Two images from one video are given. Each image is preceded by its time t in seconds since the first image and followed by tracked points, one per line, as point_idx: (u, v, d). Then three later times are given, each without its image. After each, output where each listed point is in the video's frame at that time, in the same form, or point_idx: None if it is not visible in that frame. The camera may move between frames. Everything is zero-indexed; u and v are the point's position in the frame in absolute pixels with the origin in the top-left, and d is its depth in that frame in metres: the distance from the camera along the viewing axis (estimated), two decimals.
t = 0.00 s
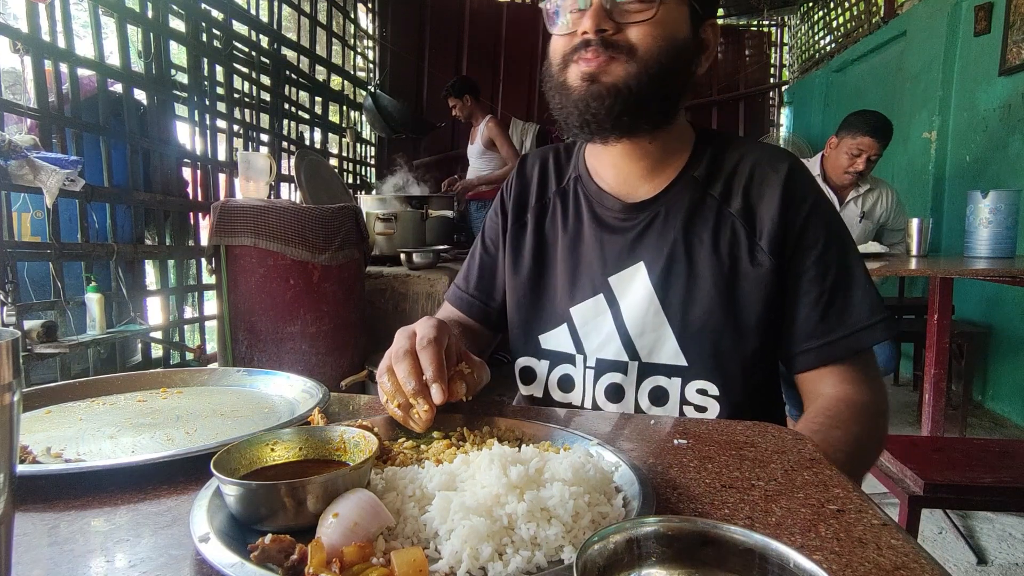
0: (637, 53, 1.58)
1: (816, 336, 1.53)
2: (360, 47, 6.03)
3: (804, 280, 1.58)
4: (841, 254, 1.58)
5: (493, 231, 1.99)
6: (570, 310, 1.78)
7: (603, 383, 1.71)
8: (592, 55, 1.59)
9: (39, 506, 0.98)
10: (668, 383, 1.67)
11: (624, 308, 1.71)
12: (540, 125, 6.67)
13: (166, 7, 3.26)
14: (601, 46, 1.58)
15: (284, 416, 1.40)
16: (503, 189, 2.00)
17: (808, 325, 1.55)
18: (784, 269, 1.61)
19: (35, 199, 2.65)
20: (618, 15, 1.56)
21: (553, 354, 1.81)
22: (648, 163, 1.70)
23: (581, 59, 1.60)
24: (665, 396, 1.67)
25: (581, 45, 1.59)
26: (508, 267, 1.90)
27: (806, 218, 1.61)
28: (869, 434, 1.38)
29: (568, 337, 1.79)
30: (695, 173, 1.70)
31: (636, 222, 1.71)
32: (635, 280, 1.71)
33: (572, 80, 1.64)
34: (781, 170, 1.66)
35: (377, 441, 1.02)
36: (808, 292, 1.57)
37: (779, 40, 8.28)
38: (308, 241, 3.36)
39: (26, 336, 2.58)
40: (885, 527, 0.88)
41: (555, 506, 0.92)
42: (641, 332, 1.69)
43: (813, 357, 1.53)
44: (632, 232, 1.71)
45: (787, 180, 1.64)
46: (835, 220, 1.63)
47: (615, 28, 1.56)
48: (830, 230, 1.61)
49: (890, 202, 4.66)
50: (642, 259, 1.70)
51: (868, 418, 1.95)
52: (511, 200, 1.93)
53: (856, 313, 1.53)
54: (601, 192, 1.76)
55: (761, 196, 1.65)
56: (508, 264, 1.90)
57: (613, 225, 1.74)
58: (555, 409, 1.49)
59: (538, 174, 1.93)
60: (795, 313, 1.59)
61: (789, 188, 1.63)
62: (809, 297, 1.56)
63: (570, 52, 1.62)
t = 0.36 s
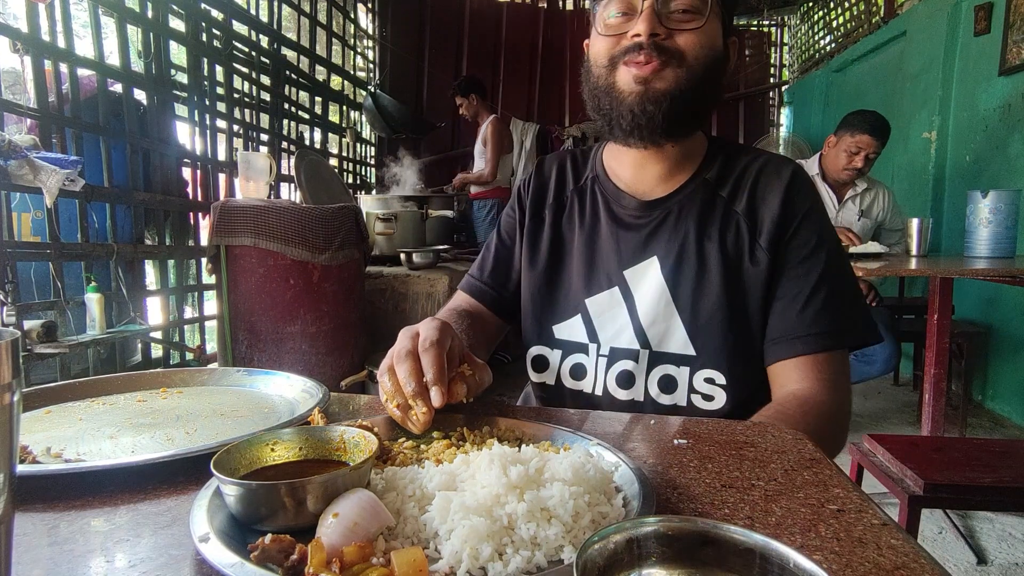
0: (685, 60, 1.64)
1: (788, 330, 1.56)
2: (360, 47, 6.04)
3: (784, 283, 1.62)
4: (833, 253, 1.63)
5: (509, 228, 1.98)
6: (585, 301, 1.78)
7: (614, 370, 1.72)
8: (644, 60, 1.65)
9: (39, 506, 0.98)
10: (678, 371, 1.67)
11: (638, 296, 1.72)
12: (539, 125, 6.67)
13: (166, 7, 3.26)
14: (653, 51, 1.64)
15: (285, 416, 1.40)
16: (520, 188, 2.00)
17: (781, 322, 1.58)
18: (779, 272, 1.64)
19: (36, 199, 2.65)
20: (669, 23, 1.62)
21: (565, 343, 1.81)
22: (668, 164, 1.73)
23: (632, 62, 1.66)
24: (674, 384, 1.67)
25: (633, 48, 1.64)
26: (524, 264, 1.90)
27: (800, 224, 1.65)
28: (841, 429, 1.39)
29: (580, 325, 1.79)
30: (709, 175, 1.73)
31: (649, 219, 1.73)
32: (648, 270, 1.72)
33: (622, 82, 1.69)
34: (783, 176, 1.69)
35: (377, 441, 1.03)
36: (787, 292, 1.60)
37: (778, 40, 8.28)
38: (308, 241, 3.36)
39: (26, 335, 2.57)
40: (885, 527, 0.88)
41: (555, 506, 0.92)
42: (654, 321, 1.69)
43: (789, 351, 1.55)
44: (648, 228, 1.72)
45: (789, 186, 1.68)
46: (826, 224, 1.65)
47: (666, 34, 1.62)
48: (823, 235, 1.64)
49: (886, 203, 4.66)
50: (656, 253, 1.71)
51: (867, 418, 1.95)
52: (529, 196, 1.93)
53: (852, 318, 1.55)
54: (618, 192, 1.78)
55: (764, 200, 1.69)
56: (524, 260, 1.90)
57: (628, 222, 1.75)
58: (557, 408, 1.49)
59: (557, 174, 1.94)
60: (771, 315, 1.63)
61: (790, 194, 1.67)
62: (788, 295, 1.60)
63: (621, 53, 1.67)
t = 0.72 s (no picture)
0: (686, 65, 1.66)
1: (763, 329, 1.57)
2: (360, 47, 6.03)
3: (766, 282, 1.62)
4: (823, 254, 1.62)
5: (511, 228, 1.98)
6: (583, 298, 1.79)
7: (612, 368, 1.73)
8: (644, 65, 1.66)
9: (39, 506, 0.98)
10: (675, 368, 1.68)
11: (635, 294, 1.73)
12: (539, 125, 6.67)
13: (166, 7, 3.26)
14: (653, 58, 1.65)
15: (285, 416, 1.40)
16: (520, 187, 2.00)
17: (761, 320, 1.58)
18: (762, 272, 1.64)
19: (36, 199, 2.65)
20: (670, 29, 1.63)
21: (565, 340, 1.82)
22: (665, 164, 1.73)
23: (632, 66, 1.67)
24: (671, 382, 1.68)
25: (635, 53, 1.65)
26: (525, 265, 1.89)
27: (789, 224, 1.64)
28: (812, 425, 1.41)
29: (578, 322, 1.80)
30: (705, 175, 1.73)
31: (645, 219, 1.73)
32: (645, 268, 1.72)
33: (620, 85, 1.70)
34: (778, 176, 1.69)
35: (377, 441, 1.02)
36: (769, 291, 1.60)
37: (778, 40, 8.28)
38: (308, 241, 3.36)
39: (26, 335, 2.57)
40: (884, 527, 0.88)
41: (555, 506, 0.92)
42: (650, 319, 1.70)
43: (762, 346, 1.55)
44: (642, 228, 1.72)
45: (782, 187, 1.67)
46: (816, 223, 1.65)
47: (667, 41, 1.63)
48: (813, 234, 1.63)
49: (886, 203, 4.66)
50: (651, 252, 1.72)
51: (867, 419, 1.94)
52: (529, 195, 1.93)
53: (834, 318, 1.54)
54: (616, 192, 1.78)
55: (756, 200, 1.69)
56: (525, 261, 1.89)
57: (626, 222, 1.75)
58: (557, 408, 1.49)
59: (557, 173, 1.94)
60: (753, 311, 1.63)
61: (783, 195, 1.66)
62: (768, 294, 1.60)
63: (621, 58, 1.68)
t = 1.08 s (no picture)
0: (664, 74, 1.63)
1: (751, 343, 1.54)
2: (360, 47, 6.03)
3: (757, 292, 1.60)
4: (818, 258, 1.58)
5: (499, 230, 2.00)
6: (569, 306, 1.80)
7: (601, 379, 1.74)
8: (621, 75, 1.64)
9: (39, 506, 0.98)
10: (665, 380, 1.69)
11: (622, 305, 1.73)
12: (540, 125, 6.67)
13: (166, 7, 3.26)
14: (629, 67, 1.63)
15: (285, 416, 1.40)
16: (510, 187, 2.02)
17: (749, 333, 1.56)
18: (752, 284, 1.63)
19: (36, 199, 2.65)
20: (647, 35, 1.60)
21: (555, 348, 1.84)
22: (654, 166, 1.72)
23: (608, 75, 1.65)
24: (662, 394, 1.70)
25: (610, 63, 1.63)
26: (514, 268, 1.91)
27: (782, 231, 1.61)
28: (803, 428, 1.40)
29: (567, 332, 1.81)
30: (694, 178, 1.72)
31: (634, 225, 1.73)
32: (631, 279, 1.73)
33: (598, 96, 1.68)
34: (770, 183, 1.66)
35: (376, 441, 1.02)
36: (760, 302, 1.58)
37: (778, 40, 8.29)
38: (308, 241, 3.36)
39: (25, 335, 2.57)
40: (884, 527, 0.88)
41: (554, 506, 0.92)
42: (638, 330, 1.71)
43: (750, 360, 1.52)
44: (630, 235, 1.73)
45: (773, 194, 1.64)
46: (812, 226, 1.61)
47: (644, 48, 1.61)
48: (808, 239, 1.59)
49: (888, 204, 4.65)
50: (637, 261, 1.72)
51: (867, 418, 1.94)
52: (518, 198, 1.95)
53: (825, 326, 1.51)
54: (602, 196, 1.78)
55: (746, 208, 1.67)
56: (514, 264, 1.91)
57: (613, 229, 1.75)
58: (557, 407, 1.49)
59: (545, 173, 1.95)
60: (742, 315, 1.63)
61: (775, 203, 1.63)
62: (758, 304, 1.58)
63: (597, 67, 1.66)
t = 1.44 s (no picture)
0: (650, 122, 1.51)
1: (756, 379, 1.53)
2: (360, 47, 6.02)
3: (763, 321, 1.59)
4: (837, 288, 1.55)
5: (492, 232, 2.00)
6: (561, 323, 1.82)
7: (593, 400, 1.78)
8: (602, 127, 1.52)
9: (39, 506, 0.98)
10: (658, 405, 1.70)
11: (616, 328, 1.75)
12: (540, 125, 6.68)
13: (166, 7, 3.26)
14: (611, 120, 1.50)
15: (285, 416, 1.40)
16: (504, 190, 2.02)
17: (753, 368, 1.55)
18: (758, 310, 1.61)
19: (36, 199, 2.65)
20: (629, 79, 1.46)
21: (549, 364, 1.87)
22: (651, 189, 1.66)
23: (589, 127, 1.53)
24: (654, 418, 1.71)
25: (589, 117, 1.51)
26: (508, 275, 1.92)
27: (792, 260, 1.57)
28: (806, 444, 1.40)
29: (561, 352, 1.84)
30: (699, 193, 1.66)
31: (633, 242, 1.71)
32: (625, 303, 1.73)
33: (582, 146, 1.57)
34: (781, 208, 1.59)
35: (376, 441, 1.02)
36: (764, 342, 1.55)
37: (778, 40, 8.30)
38: (308, 241, 3.36)
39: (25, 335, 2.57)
40: (885, 527, 0.88)
41: (555, 506, 0.92)
42: (632, 354, 1.73)
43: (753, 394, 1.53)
44: (629, 250, 1.71)
45: (785, 219, 1.58)
46: (824, 254, 1.56)
47: (625, 96, 1.47)
48: (819, 269, 1.55)
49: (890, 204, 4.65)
50: (635, 280, 1.71)
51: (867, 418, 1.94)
52: (512, 202, 1.95)
53: (838, 364, 1.49)
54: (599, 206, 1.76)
55: (757, 231, 1.61)
56: (507, 269, 1.92)
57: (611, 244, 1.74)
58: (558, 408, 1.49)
59: (539, 178, 1.96)
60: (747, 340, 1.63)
61: (785, 229, 1.57)
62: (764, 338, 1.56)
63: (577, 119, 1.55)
